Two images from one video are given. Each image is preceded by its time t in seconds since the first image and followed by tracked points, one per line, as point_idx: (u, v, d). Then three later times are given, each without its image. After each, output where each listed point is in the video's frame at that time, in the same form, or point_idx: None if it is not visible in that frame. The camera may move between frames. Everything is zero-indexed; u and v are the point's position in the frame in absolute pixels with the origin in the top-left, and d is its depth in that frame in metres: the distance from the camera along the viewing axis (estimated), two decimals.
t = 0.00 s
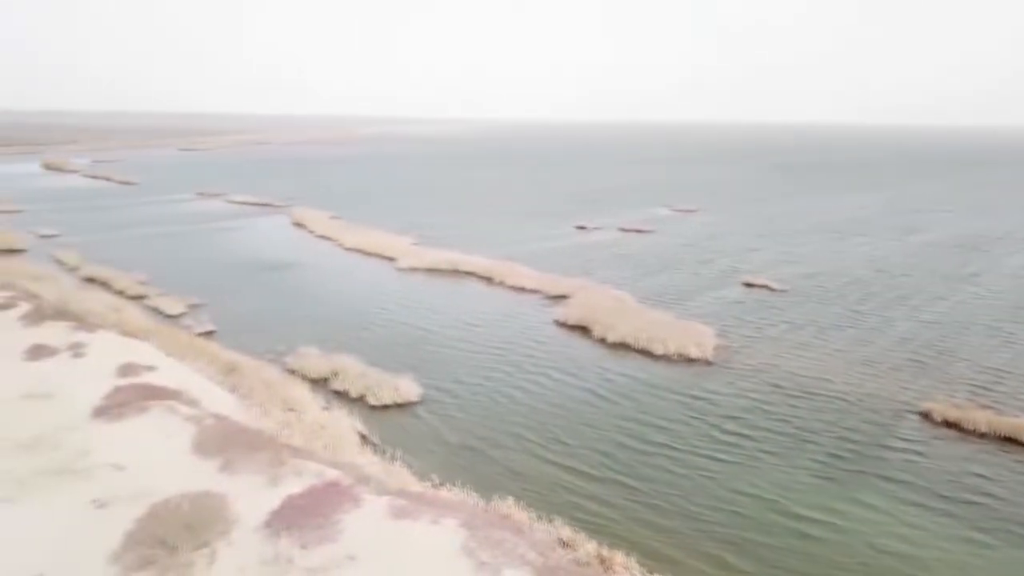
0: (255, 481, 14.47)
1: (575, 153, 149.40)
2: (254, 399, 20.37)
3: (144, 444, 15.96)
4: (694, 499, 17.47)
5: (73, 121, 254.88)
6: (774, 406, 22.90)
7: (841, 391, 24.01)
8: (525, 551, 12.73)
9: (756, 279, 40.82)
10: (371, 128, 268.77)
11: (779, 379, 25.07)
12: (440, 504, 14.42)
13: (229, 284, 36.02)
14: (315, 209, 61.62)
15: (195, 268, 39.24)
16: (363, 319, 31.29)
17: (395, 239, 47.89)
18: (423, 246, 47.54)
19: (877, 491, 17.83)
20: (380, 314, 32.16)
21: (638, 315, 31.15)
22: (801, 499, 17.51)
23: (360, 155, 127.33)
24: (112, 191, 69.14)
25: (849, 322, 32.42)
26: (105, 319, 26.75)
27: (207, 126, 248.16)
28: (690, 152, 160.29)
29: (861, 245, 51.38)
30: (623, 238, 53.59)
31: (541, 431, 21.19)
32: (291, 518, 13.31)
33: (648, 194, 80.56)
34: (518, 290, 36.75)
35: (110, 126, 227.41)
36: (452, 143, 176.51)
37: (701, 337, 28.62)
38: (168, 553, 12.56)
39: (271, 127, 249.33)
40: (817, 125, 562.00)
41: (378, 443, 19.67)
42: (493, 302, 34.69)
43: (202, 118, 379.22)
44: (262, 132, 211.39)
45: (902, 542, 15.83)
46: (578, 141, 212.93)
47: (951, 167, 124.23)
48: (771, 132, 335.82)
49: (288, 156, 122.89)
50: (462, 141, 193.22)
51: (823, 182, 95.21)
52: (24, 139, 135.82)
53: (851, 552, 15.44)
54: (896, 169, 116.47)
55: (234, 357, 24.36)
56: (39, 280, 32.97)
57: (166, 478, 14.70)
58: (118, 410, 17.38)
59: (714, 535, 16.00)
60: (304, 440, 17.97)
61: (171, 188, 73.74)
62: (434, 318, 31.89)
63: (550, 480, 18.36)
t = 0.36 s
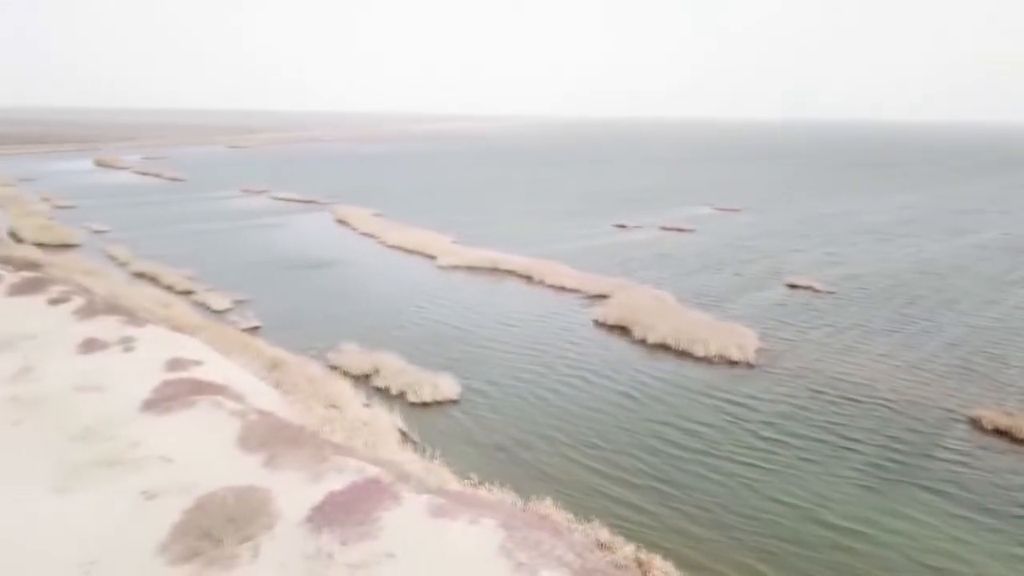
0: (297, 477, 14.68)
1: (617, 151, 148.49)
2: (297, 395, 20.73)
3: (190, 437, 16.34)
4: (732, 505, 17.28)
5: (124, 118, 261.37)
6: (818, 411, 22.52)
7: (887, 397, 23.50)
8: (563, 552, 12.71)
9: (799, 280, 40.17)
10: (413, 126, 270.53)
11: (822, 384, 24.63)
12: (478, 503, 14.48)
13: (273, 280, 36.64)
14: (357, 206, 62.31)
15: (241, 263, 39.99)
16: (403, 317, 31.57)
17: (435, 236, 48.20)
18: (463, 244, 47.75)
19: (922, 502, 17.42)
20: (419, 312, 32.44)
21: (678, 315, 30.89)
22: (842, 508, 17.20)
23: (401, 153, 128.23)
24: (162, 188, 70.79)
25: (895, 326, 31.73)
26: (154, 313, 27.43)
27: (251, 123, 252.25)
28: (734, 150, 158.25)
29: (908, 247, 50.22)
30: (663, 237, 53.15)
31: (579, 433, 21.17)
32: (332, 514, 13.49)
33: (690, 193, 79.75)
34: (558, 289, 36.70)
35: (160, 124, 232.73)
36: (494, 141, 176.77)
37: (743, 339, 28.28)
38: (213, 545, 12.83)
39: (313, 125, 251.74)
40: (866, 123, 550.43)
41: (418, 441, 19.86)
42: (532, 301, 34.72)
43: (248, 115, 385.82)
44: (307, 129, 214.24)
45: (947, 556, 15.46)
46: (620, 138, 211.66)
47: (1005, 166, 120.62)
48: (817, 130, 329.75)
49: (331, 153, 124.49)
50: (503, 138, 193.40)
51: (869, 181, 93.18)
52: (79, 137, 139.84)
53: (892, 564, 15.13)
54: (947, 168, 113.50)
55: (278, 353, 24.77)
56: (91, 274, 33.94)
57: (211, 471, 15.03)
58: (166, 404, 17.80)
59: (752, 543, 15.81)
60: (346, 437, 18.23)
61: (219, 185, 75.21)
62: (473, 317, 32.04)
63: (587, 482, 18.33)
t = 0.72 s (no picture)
0: (336, 474, 14.86)
1: (655, 148, 147.24)
2: (336, 392, 21.01)
3: (232, 432, 16.63)
4: (768, 511, 17.12)
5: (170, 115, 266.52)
6: (858, 416, 22.14)
7: (930, 403, 22.99)
8: (599, 554, 12.64)
9: (841, 281, 39.48)
10: (451, 123, 271.78)
11: (863, 389, 24.20)
12: (514, 503, 14.49)
13: (313, 278, 37.10)
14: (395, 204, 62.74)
15: (281, 260, 40.57)
16: (440, 315, 31.75)
17: (472, 234, 48.37)
18: (500, 242, 47.82)
19: (964, 513, 17.05)
20: (456, 310, 32.61)
21: (716, 316, 30.60)
22: (882, 517, 16.91)
23: (439, 150, 128.81)
24: (205, 185, 72.06)
25: (940, 330, 31.04)
26: (198, 309, 27.97)
27: (292, 120, 255.61)
28: (774, 148, 156.16)
29: (955, 248, 49.03)
30: (701, 236, 52.63)
31: (614, 435, 21.09)
32: (369, 511, 13.62)
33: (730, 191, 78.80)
34: (595, 289, 36.57)
35: (205, 121, 236.98)
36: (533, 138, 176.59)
37: (782, 341, 27.92)
38: (254, 539, 13.07)
39: (351, 122, 254.26)
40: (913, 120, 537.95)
41: (454, 440, 19.99)
42: (569, 300, 34.69)
43: (290, 113, 390.58)
44: (347, 127, 216.40)
45: (991, 568, 15.12)
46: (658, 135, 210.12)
47: None
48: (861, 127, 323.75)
49: (370, 150, 125.50)
50: (541, 136, 193.22)
51: (915, 180, 91.11)
52: (127, 134, 143.00)
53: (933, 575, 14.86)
54: (997, 168, 110.44)
55: (317, 350, 25.11)
56: (137, 270, 34.71)
57: (252, 467, 15.28)
58: (209, 399, 18.16)
59: (788, 550, 15.64)
60: (384, 435, 18.43)
61: (260, 182, 76.41)
62: (510, 316, 32.09)
63: (622, 485, 18.29)
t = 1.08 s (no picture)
0: (379, 470, 15.00)
1: (701, 146, 145.48)
2: (380, 389, 21.24)
3: (279, 427, 16.92)
4: (809, 518, 16.83)
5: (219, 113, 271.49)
6: (906, 423, 21.60)
7: (984, 412, 22.30)
8: (640, 557, 12.43)
9: (891, 283, 38.55)
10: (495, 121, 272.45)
11: (913, 395, 23.58)
12: (555, 505, 14.41)
13: (358, 274, 37.56)
14: (438, 202, 63.11)
15: (327, 257, 41.15)
16: (482, 313, 31.87)
17: (515, 233, 48.47)
18: (543, 241, 47.77)
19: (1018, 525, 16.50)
20: (498, 309, 32.70)
21: (762, 318, 30.16)
22: (929, 528, 16.48)
23: (483, 148, 129.12)
24: (254, 181, 73.41)
25: (996, 335, 30.07)
26: (246, 305, 28.51)
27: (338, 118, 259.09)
28: (823, 146, 153.35)
29: (1014, 251, 47.44)
30: (747, 236, 51.85)
31: (654, 438, 20.91)
32: (411, 508, 13.69)
33: (776, 190, 77.53)
34: (638, 288, 36.32)
35: (255, 119, 241.17)
36: (576, 136, 176.14)
37: (830, 344, 27.38)
38: (298, 533, 13.27)
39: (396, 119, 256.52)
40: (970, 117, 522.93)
41: (496, 438, 20.05)
42: (612, 300, 34.52)
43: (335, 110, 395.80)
44: (392, 124, 218.69)
45: None
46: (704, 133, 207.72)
47: None
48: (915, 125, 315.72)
49: (414, 148, 126.44)
50: (584, 134, 192.61)
51: (972, 180, 88.37)
52: (179, 132, 146.42)
53: None
54: None
55: (361, 346, 25.40)
56: (188, 265, 35.51)
57: (296, 461, 15.53)
58: (256, 393, 18.50)
59: (831, 558, 15.35)
60: (427, 432, 18.58)
61: (307, 179, 77.63)
62: (552, 315, 32.05)
63: (661, 487, 18.15)
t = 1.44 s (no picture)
0: (420, 466, 15.12)
1: (748, 144, 143.42)
2: (422, 385, 21.43)
3: (323, 421, 17.17)
4: (853, 526, 16.51)
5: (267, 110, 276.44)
6: (956, 431, 21.03)
7: None
8: (681, 560, 12.30)
9: (944, 286, 37.55)
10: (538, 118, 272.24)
11: (964, 402, 22.93)
12: (596, 505, 14.36)
13: (402, 271, 37.91)
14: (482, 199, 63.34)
15: (371, 253, 41.61)
16: (524, 311, 31.91)
17: (558, 231, 48.41)
18: (586, 239, 47.63)
19: None
20: (539, 307, 32.70)
21: (809, 320, 29.64)
22: (978, 541, 16.02)
23: (526, 145, 129.20)
24: (301, 178, 74.53)
25: None
26: (292, 300, 28.99)
27: (383, 115, 261.71)
28: (872, 143, 150.32)
29: None
30: (794, 236, 50.99)
31: (694, 440, 20.71)
32: (452, 504, 13.78)
33: (825, 189, 76.07)
34: (681, 288, 35.99)
35: (302, 115, 245.08)
36: (619, 133, 175.30)
37: (879, 347, 26.79)
38: (341, 527, 13.45)
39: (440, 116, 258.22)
40: None
41: (536, 436, 20.07)
42: (655, 299, 34.28)
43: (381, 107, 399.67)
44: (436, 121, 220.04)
45: None
46: (750, 131, 204.69)
47: None
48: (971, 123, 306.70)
49: (458, 144, 127.01)
50: (628, 131, 191.61)
51: None
52: (229, 129, 149.40)
53: None
54: None
55: (404, 342, 25.65)
56: (236, 260, 36.19)
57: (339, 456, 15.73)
58: (302, 387, 18.80)
59: (875, 569, 15.03)
60: (468, 429, 18.70)
61: (352, 175, 78.62)
62: (594, 314, 31.94)
63: (701, 491, 17.97)
